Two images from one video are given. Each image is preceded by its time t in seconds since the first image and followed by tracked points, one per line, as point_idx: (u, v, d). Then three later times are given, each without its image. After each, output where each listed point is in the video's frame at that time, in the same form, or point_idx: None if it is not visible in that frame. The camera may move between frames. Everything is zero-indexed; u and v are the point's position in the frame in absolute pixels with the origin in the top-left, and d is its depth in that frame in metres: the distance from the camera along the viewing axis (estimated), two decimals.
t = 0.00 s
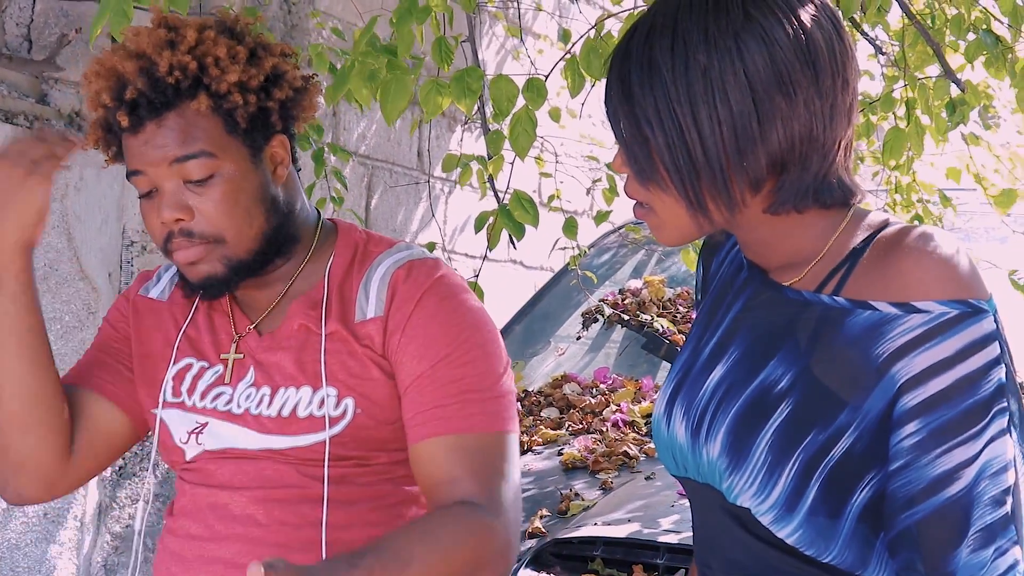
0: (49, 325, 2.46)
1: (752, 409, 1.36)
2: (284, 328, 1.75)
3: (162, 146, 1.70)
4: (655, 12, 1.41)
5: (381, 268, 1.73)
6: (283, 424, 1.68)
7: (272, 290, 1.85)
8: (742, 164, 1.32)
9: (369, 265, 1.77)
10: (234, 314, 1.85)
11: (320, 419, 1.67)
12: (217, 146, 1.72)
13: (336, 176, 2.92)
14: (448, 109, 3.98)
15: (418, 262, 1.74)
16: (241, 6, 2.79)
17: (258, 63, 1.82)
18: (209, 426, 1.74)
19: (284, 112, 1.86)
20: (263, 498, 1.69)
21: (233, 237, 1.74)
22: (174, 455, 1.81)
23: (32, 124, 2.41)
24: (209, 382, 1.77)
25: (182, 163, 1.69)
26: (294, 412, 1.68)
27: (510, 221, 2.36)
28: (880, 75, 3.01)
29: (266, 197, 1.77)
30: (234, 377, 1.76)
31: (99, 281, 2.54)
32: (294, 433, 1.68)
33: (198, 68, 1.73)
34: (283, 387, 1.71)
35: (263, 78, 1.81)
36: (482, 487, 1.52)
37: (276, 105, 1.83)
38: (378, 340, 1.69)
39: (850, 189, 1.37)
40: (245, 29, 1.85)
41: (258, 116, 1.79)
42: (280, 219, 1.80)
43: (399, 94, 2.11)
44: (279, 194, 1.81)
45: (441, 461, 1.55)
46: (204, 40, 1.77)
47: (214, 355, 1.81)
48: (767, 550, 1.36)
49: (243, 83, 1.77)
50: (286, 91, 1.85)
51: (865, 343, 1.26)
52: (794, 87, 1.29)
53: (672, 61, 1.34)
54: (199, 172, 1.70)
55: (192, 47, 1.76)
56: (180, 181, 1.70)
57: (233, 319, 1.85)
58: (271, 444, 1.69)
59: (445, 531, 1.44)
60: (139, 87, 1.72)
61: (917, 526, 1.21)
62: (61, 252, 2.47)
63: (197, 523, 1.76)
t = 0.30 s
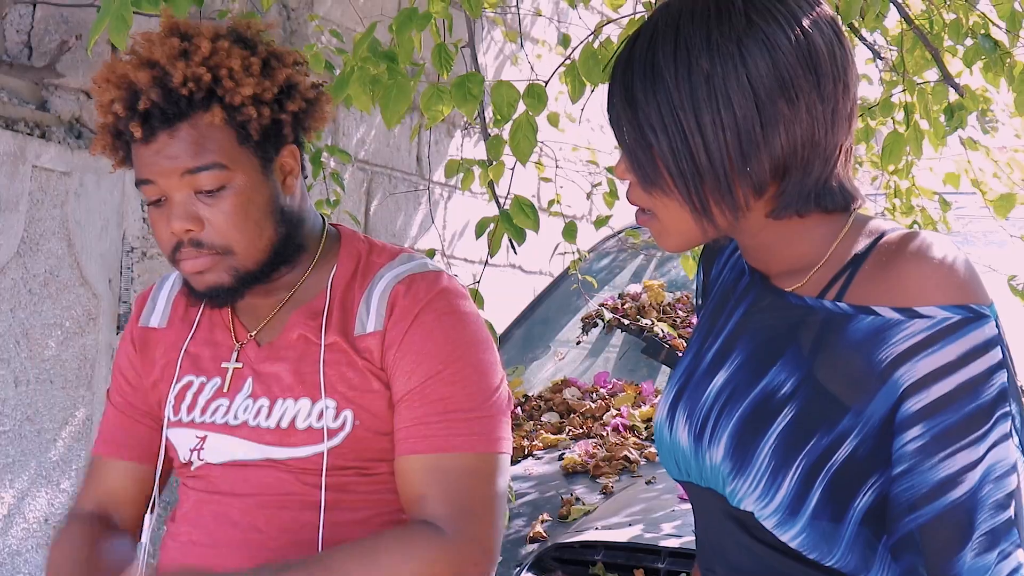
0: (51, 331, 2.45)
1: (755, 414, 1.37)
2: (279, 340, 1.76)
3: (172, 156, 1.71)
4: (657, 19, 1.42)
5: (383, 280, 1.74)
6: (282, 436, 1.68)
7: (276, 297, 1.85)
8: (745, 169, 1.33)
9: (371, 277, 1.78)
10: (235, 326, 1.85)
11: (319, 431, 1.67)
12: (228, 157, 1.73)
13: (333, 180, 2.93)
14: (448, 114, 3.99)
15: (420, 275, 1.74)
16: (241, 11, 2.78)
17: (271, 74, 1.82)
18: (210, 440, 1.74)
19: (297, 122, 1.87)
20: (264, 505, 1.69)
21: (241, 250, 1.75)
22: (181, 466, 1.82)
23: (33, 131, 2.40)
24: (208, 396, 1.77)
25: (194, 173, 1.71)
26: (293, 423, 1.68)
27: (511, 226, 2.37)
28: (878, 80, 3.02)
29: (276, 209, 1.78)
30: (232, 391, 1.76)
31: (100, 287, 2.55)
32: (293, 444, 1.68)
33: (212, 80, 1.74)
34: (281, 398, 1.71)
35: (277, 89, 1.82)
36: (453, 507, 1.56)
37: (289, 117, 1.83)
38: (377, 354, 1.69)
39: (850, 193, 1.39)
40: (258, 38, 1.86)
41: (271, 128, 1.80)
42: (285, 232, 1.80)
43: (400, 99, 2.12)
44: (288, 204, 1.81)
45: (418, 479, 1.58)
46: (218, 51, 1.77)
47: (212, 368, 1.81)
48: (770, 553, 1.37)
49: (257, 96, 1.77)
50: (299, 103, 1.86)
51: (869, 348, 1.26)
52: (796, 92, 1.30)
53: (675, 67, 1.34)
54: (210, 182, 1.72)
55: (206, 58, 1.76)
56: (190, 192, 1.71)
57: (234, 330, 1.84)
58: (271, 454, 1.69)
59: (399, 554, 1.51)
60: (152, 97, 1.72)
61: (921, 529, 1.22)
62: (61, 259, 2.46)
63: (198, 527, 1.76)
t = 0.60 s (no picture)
0: (61, 335, 2.46)
1: (767, 415, 1.37)
2: (286, 345, 1.75)
3: (160, 162, 1.70)
4: (667, 21, 1.42)
5: (393, 282, 1.72)
6: (294, 440, 1.68)
7: (278, 303, 1.84)
8: (757, 169, 1.33)
9: (378, 278, 1.76)
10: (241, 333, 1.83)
11: (334, 435, 1.67)
12: (217, 163, 1.71)
13: (340, 185, 2.94)
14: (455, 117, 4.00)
15: (430, 274, 1.72)
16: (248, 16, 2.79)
17: (259, 77, 1.80)
18: (222, 445, 1.73)
19: (286, 125, 1.84)
20: (275, 512, 1.69)
21: (232, 255, 1.74)
22: (191, 470, 1.82)
23: (42, 136, 2.41)
24: (218, 401, 1.76)
25: (182, 179, 1.69)
26: (306, 427, 1.68)
27: (519, 228, 2.38)
28: (886, 80, 3.02)
29: (268, 211, 1.76)
30: (242, 395, 1.75)
31: (109, 291, 2.56)
32: (305, 448, 1.67)
33: (197, 84, 1.72)
34: (294, 403, 1.70)
35: (264, 93, 1.80)
36: (545, 492, 1.56)
37: (278, 121, 1.81)
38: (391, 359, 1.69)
39: (860, 194, 1.39)
40: (247, 43, 1.85)
41: (259, 132, 1.77)
42: (279, 234, 1.79)
43: (409, 102, 2.14)
44: (281, 207, 1.80)
45: (502, 473, 1.57)
46: (205, 55, 1.76)
47: (222, 373, 1.80)
48: (780, 554, 1.37)
49: (244, 100, 1.75)
50: (289, 106, 1.83)
51: (880, 349, 1.26)
52: (807, 92, 1.30)
53: (686, 68, 1.35)
54: (199, 188, 1.70)
55: (191, 62, 1.75)
56: (179, 197, 1.70)
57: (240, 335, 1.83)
58: (283, 460, 1.68)
59: (523, 551, 1.50)
60: (137, 104, 1.72)
61: (932, 530, 1.22)
62: (70, 263, 2.46)
63: (209, 537, 1.77)
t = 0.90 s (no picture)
0: (69, 337, 2.47)
1: (776, 419, 1.37)
2: (279, 350, 1.63)
3: (137, 187, 1.55)
4: (683, 22, 1.42)
5: (391, 282, 1.59)
6: (293, 447, 1.57)
7: (268, 311, 1.71)
8: (772, 172, 1.33)
9: (374, 281, 1.62)
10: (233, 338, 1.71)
11: (335, 441, 1.57)
12: (195, 188, 1.56)
13: (351, 188, 2.93)
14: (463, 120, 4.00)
15: (430, 270, 1.59)
16: (257, 20, 2.80)
17: (238, 100, 1.62)
18: (219, 451, 1.64)
19: (267, 150, 1.67)
20: (273, 521, 1.61)
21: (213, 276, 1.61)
22: (188, 474, 1.73)
23: (52, 139, 2.41)
24: (215, 404, 1.66)
25: (160, 204, 1.55)
26: (306, 434, 1.57)
27: (527, 232, 2.37)
28: (895, 85, 3.02)
29: (250, 232, 1.63)
30: (239, 399, 1.65)
31: (117, 293, 2.57)
32: (305, 455, 1.57)
33: (174, 111, 1.55)
34: (293, 409, 1.59)
35: (244, 117, 1.62)
36: (595, 435, 1.54)
37: (259, 147, 1.64)
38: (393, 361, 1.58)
39: (870, 199, 1.39)
40: (230, 58, 1.67)
41: (239, 158, 1.61)
42: (262, 253, 1.65)
43: (416, 103, 2.11)
44: (263, 226, 1.65)
45: (548, 432, 1.53)
46: (181, 78, 1.58)
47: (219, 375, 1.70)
48: (789, 559, 1.37)
49: (221, 128, 1.58)
50: (270, 129, 1.66)
51: (889, 355, 1.26)
52: (823, 95, 1.30)
53: (702, 71, 1.35)
54: (177, 213, 1.56)
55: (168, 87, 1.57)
56: (157, 221, 1.56)
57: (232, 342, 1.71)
58: (282, 466, 1.58)
59: (607, 501, 1.52)
60: (111, 131, 1.57)
61: (941, 535, 1.22)
62: (79, 266, 2.47)
63: (208, 544, 1.70)
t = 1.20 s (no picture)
0: (73, 336, 2.47)
1: (779, 416, 1.37)
2: (274, 346, 1.62)
3: (125, 196, 1.54)
4: (698, 13, 1.42)
5: (385, 274, 1.56)
6: (290, 444, 1.57)
7: (262, 310, 1.69)
8: (787, 161, 1.33)
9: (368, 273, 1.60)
10: (227, 339, 1.71)
11: (332, 438, 1.56)
12: (184, 199, 1.56)
13: (355, 187, 2.93)
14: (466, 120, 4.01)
15: (423, 261, 1.56)
16: (260, 20, 2.80)
17: (224, 110, 1.59)
18: (217, 449, 1.64)
19: (256, 157, 1.64)
20: (271, 521, 1.61)
21: (204, 282, 1.61)
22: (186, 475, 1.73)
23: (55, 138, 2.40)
24: (213, 403, 1.66)
25: (149, 214, 1.54)
26: (304, 431, 1.57)
27: (530, 230, 2.37)
28: (898, 83, 3.02)
29: (239, 238, 1.61)
30: (236, 397, 1.65)
31: (120, 292, 2.56)
32: (302, 452, 1.57)
33: (160, 123, 1.54)
34: (289, 406, 1.59)
35: (231, 127, 1.59)
36: (604, 400, 1.56)
37: (247, 156, 1.61)
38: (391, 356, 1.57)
39: (880, 195, 1.39)
40: (217, 64, 1.64)
41: (226, 168, 1.59)
42: (254, 258, 1.64)
43: (419, 106, 2.12)
44: (254, 231, 1.64)
45: (560, 403, 1.55)
46: (166, 88, 1.56)
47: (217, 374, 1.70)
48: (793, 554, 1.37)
49: (207, 139, 1.56)
50: (257, 138, 1.63)
51: (892, 351, 1.26)
52: (839, 85, 1.30)
53: (717, 60, 1.35)
54: (167, 222, 1.55)
55: (153, 97, 1.55)
56: (147, 230, 1.55)
57: (227, 343, 1.70)
58: (279, 464, 1.58)
59: (626, 461, 1.56)
60: (97, 141, 1.55)
61: (945, 532, 1.22)
62: (82, 264, 2.47)
63: (205, 547, 1.70)
